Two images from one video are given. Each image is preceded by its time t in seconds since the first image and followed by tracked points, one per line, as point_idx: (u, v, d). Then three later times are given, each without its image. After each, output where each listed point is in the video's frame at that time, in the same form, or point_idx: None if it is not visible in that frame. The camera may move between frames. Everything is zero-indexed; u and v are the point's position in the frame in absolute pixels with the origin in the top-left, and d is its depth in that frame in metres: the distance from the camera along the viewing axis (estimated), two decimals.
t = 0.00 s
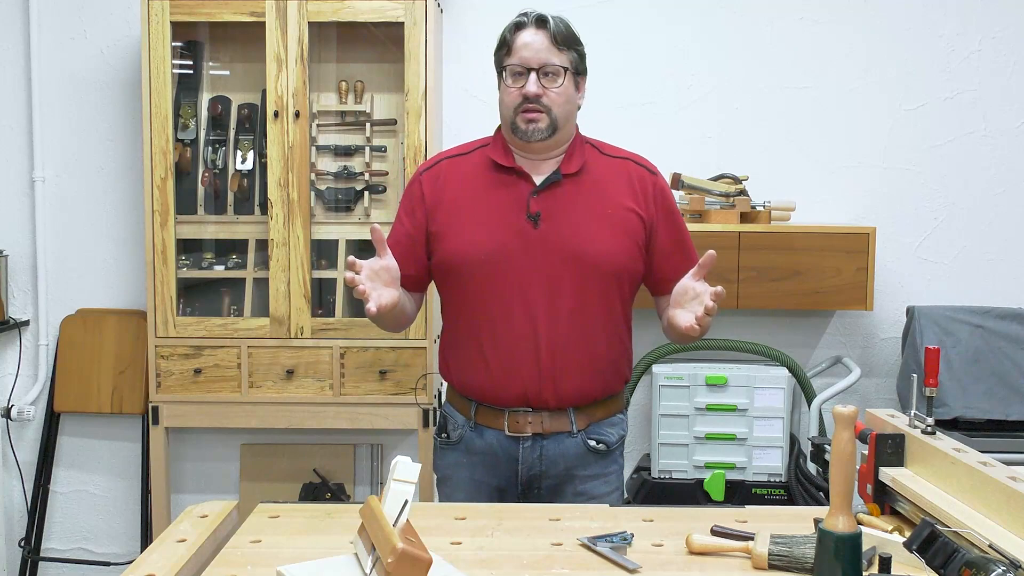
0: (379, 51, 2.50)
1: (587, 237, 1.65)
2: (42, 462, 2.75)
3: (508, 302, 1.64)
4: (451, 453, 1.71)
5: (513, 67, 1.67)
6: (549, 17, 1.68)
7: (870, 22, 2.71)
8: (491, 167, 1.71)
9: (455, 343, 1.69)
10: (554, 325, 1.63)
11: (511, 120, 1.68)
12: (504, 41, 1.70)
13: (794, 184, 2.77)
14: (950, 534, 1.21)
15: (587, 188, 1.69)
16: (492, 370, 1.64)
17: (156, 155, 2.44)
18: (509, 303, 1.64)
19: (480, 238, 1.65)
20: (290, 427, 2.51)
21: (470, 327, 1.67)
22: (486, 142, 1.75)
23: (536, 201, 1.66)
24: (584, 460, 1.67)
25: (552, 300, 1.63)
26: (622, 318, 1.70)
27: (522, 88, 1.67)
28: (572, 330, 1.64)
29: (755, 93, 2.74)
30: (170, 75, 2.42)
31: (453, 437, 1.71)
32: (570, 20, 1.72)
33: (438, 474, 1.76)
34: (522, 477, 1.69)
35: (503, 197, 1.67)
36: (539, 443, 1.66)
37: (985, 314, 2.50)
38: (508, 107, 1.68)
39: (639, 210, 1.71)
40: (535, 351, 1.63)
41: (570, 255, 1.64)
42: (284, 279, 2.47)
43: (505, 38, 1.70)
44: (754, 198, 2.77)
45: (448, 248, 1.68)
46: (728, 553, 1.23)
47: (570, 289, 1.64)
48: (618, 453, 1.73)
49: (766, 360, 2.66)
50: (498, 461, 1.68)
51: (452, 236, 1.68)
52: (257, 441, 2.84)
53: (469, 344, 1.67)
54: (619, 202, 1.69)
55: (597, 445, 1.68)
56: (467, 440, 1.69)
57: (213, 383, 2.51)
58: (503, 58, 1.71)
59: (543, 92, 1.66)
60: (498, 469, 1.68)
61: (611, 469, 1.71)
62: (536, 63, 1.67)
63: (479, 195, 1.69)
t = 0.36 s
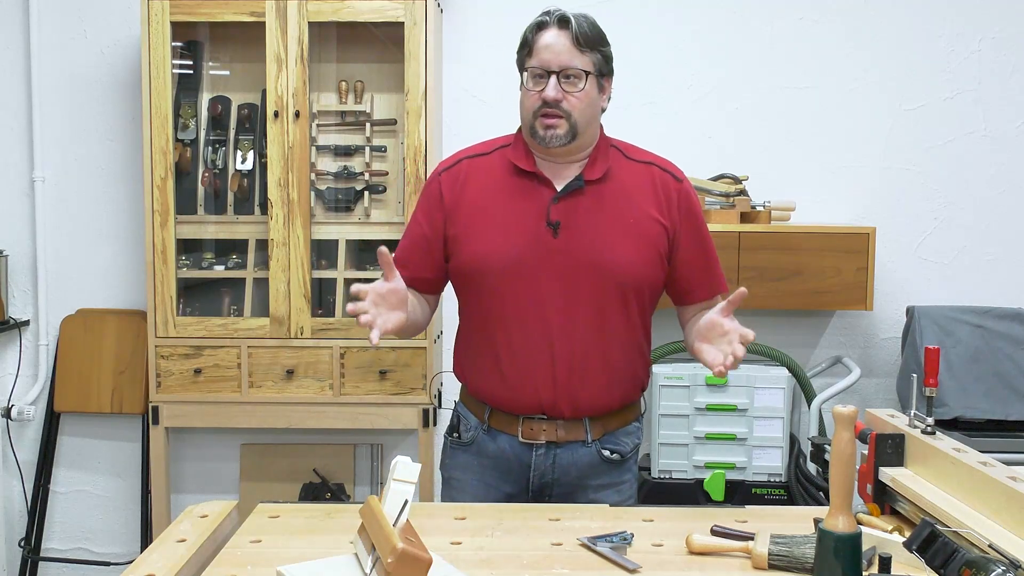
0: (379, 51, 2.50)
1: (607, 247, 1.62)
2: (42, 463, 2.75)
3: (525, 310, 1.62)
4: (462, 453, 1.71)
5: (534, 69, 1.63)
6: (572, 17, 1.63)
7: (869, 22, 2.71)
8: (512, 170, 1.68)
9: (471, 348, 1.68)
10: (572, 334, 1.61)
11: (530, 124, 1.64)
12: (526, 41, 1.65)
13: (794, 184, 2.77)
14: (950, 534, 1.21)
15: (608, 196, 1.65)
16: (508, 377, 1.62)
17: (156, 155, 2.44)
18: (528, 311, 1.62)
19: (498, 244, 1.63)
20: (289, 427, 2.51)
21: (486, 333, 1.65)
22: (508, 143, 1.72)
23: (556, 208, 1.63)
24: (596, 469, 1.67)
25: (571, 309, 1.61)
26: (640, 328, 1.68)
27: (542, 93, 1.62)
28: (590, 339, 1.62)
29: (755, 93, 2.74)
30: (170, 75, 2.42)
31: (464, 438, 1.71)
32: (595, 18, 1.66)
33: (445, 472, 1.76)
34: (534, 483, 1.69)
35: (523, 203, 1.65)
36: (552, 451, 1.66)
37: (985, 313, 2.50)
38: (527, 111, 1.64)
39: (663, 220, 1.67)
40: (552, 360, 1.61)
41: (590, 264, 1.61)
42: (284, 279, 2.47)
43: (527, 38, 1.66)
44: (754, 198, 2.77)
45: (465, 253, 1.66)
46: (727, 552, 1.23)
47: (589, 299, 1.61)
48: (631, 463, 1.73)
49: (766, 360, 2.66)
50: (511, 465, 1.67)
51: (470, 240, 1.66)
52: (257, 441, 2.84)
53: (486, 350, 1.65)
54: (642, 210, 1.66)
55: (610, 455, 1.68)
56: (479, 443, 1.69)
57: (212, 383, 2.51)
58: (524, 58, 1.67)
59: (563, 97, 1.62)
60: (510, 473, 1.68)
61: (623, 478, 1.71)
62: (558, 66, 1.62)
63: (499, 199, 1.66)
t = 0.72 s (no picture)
0: (379, 51, 2.50)
1: (606, 247, 1.62)
2: (42, 463, 2.75)
3: (525, 310, 1.62)
4: (460, 455, 1.71)
5: (533, 66, 1.63)
6: (573, 16, 1.63)
7: (869, 22, 2.71)
8: (510, 171, 1.68)
9: (470, 350, 1.68)
10: (571, 334, 1.61)
11: (527, 122, 1.64)
12: (527, 39, 1.66)
13: (794, 184, 2.77)
14: (950, 534, 1.21)
15: (607, 196, 1.66)
16: (507, 378, 1.62)
17: (156, 154, 2.44)
18: (527, 312, 1.62)
19: (497, 245, 1.63)
20: (289, 426, 2.51)
21: (485, 333, 1.65)
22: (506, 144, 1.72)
23: (554, 208, 1.63)
24: (594, 470, 1.66)
25: (570, 309, 1.61)
26: (639, 328, 1.68)
27: (541, 90, 1.62)
28: (589, 339, 1.62)
29: (756, 93, 2.74)
30: (170, 75, 2.42)
31: (461, 440, 1.71)
32: (596, 19, 1.67)
33: (444, 475, 1.76)
34: (531, 484, 1.68)
35: (522, 203, 1.65)
36: (549, 452, 1.65)
37: (985, 313, 2.49)
38: (525, 108, 1.64)
39: (661, 220, 1.68)
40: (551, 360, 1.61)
41: (588, 264, 1.61)
42: (284, 279, 2.47)
43: (528, 35, 1.65)
44: (754, 198, 2.77)
45: (464, 254, 1.66)
46: (727, 552, 1.23)
47: (589, 300, 1.62)
48: (629, 464, 1.72)
49: (766, 360, 2.66)
50: (508, 466, 1.67)
51: (468, 241, 1.66)
52: (257, 441, 2.85)
53: (485, 351, 1.65)
54: (640, 210, 1.66)
55: (609, 455, 1.67)
56: (476, 445, 1.69)
57: (212, 383, 2.51)
58: (524, 56, 1.67)
59: (562, 95, 1.62)
60: (507, 475, 1.68)
61: (622, 479, 1.70)
62: (558, 64, 1.62)
63: (498, 200, 1.66)
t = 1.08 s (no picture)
0: (379, 51, 2.50)
1: (576, 236, 1.64)
2: (42, 462, 2.75)
3: (497, 301, 1.63)
4: (438, 455, 1.70)
5: (502, 64, 1.66)
6: (537, 16, 1.68)
7: (869, 22, 2.71)
8: (480, 167, 1.70)
9: (444, 344, 1.68)
10: (544, 325, 1.62)
11: (498, 117, 1.66)
12: (493, 40, 1.69)
13: (794, 184, 2.77)
14: (950, 534, 1.21)
15: (576, 187, 1.68)
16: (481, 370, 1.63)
17: (156, 154, 2.44)
18: (499, 303, 1.63)
19: (469, 238, 1.64)
20: (289, 426, 2.51)
21: (459, 328, 1.65)
22: (475, 143, 1.75)
23: (525, 200, 1.65)
24: (572, 459, 1.66)
25: (542, 299, 1.62)
26: (611, 319, 1.69)
27: (510, 86, 1.66)
28: (562, 329, 1.63)
29: (756, 92, 2.74)
30: (170, 75, 2.42)
31: (439, 439, 1.70)
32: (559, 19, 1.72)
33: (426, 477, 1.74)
34: (510, 477, 1.66)
35: (492, 197, 1.66)
36: (526, 442, 1.65)
37: (986, 313, 2.49)
38: (496, 105, 1.67)
39: (629, 210, 1.70)
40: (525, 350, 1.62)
41: (560, 254, 1.63)
42: (284, 279, 2.47)
43: (495, 37, 1.69)
44: (754, 198, 2.77)
45: (437, 249, 1.67)
46: (728, 553, 1.23)
47: (560, 290, 1.63)
48: (607, 454, 1.71)
49: (766, 360, 2.66)
50: (486, 460, 1.66)
51: (440, 236, 1.67)
52: (257, 440, 2.84)
53: (459, 344, 1.65)
54: (609, 200, 1.68)
55: (585, 444, 1.67)
56: (453, 442, 1.68)
57: (213, 383, 2.51)
58: (491, 56, 1.70)
59: (532, 90, 1.65)
60: (486, 470, 1.66)
61: (600, 470, 1.69)
62: (525, 61, 1.65)
63: (469, 195, 1.67)
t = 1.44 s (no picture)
0: (379, 51, 2.50)
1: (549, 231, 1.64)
2: (42, 462, 2.75)
3: (473, 296, 1.63)
4: (422, 449, 1.70)
5: (472, 74, 1.64)
6: (502, 22, 1.65)
7: (868, 22, 2.71)
8: (454, 167, 1.70)
9: (422, 342, 1.68)
10: (520, 319, 1.62)
11: (473, 127, 1.66)
12: (459, 48, 1.66)
13: (793, 183, 2.77)
14: (951, 534, 1.21)
15: (548, 184, 1.68)
16: (457, 366, 1.63)
17: (157, 155, 2.44)
18: (474, 298, 1.63)
19: (443, 235, 1.65)
20: (289, 426, 2.51)
21: (436, 325, 1.65)
22: (448, 145, 1.75)
23: (498, 197, 1.65)
24: (552, 450, 1.65)
25: (516, 293, 1.63)
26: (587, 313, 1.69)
27: (483, 97, 1.64)
28: (537, 323, 1.63)
29: (756, 92, 2.74)
30: (170, 75, 2.42)
31: (422, 434, 1.70)
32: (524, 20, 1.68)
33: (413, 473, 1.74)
34: (491, 469, 1.66)
35: (466, 195, 1.67)
36: (505, 433, 1.64)
37: (986, 314, 2.49)
38: (469, 115, 1.66)
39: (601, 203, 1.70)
40: (501, 344, 1.62)
41: (534, 248, 1.63)
42: (284, 279, 2.47)
43: (461, 46, 1.66)
44: (754, 198, 2.77)
45: (412, 247, 1.67)
46: (728, 553, 1.23)
47: (533, 284, 1.63)
48: (587, 444, 1.71)
49: (766, 360, 2.65)
50: (466, 453, 1.65)
51: (416, 234, 1.67)
52: (256, 440, 2.85)
53: (436, 340, 1.65)
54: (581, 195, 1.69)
55: (564, 435, 1.66)
56: (435, 435, 1.67)
57: (213, 383, 2.51)
58: (459, 65, 1.68)
59: (504, 99, 1.64)
60: (466, 462, 1.66)
61: (580, 459, 1.69)
62: (494, 70, 1.63)
63: (443, 194, 1.68)
